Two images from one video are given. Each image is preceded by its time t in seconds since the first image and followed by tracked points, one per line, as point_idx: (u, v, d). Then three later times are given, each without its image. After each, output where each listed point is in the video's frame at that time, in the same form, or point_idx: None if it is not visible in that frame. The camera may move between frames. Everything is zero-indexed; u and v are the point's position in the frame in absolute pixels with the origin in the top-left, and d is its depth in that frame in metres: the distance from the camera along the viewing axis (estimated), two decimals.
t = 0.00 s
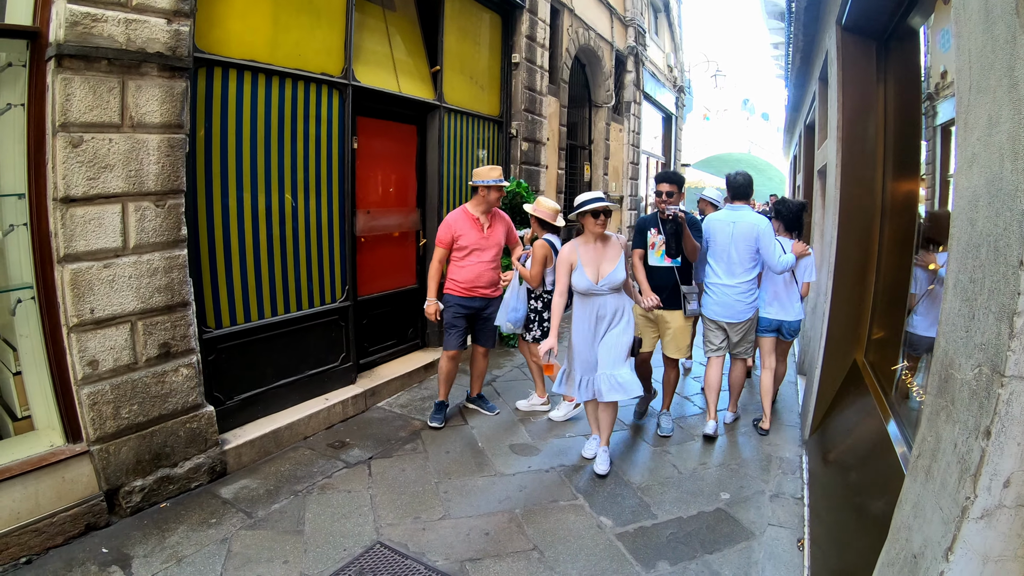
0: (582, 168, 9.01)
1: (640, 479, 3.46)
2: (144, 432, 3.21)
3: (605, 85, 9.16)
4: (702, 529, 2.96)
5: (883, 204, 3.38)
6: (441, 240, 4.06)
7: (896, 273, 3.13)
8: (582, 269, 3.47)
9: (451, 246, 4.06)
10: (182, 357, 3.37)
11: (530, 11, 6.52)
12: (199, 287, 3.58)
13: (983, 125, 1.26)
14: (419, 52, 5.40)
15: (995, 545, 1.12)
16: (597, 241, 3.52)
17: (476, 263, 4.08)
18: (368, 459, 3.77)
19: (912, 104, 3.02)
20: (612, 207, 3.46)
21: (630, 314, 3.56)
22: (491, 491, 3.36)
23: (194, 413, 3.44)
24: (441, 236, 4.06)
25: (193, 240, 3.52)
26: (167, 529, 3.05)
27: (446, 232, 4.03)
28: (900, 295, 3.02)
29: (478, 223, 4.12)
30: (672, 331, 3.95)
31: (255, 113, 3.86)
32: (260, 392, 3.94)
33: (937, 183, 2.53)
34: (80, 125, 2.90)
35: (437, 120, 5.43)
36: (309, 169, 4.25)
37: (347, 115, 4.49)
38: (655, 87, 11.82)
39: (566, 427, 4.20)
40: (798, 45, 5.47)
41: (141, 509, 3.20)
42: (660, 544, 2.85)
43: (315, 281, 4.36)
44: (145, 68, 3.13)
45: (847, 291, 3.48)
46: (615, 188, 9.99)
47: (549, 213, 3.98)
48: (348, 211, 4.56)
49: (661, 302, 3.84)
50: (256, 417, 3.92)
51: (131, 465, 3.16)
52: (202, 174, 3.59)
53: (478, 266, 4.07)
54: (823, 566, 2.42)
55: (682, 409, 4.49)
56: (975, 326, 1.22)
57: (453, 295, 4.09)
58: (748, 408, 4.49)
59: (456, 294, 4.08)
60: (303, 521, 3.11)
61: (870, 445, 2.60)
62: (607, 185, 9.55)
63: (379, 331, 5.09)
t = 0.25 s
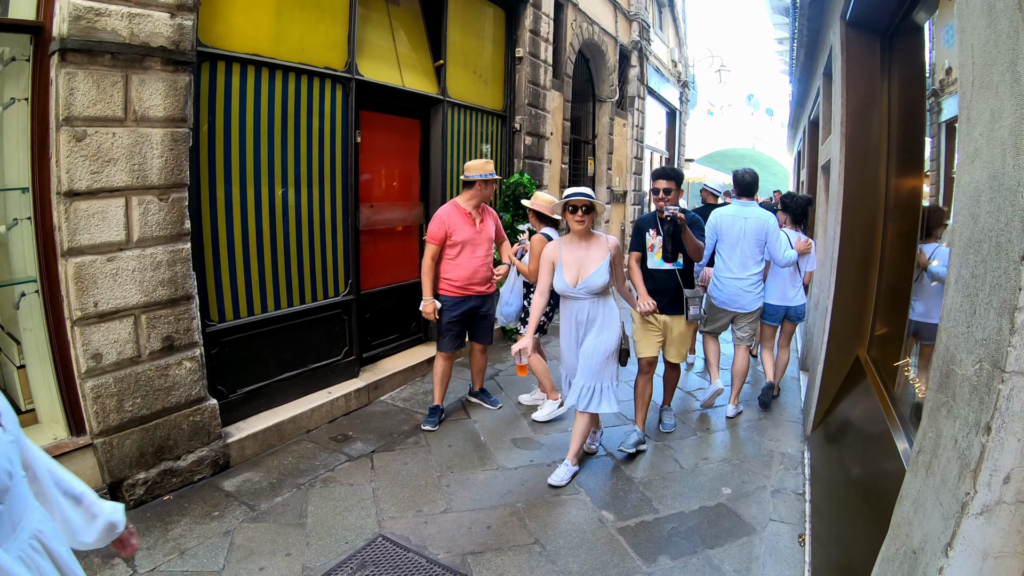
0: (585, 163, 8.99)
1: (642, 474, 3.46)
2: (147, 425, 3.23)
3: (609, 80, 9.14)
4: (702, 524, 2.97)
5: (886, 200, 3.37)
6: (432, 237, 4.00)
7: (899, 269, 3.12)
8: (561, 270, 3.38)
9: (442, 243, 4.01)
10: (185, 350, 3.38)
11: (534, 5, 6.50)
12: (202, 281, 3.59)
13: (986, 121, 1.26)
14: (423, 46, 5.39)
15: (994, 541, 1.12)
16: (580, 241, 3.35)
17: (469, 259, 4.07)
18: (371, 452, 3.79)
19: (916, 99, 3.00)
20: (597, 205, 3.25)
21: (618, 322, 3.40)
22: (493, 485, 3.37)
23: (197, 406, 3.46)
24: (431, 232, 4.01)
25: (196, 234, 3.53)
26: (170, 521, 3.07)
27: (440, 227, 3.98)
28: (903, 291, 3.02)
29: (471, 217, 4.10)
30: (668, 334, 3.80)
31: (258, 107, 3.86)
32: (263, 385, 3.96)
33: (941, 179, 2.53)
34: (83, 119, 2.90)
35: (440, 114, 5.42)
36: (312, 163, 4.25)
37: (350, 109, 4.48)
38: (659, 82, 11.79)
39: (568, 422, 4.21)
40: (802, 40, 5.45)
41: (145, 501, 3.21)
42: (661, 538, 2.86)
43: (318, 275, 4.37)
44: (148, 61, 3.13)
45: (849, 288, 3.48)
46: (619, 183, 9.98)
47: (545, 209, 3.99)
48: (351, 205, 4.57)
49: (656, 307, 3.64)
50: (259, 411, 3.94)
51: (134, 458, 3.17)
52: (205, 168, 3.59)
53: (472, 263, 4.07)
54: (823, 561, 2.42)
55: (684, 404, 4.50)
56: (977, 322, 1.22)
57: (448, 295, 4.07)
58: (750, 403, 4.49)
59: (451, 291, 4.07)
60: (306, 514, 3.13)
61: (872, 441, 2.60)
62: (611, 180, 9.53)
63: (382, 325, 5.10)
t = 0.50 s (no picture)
0: (588, 160, 8.99)
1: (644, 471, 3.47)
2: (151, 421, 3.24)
3: (611, 76, 9.13)
4: (703, 521, 2.98)
5: (888, 197, 3.36)
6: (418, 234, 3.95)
7: (901, 266, 3.11)
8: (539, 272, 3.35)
9: (428, 240, 3.96)
10: (188, 347, 3.39)
11: (536, 2, 6.49)
12: (205, 278, 3.61)
13: (986, 119, 1.25)
14: (425, 43, 5.38)
15: (993, 539, 1.13)
16: (557, 243, 3.30)
17: (455, 257, 4.07)
18: (373, 449, 3.80)
19: (918, 96, 2.99)
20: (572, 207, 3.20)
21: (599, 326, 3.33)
22: (495, 481, 3.38)
23: (200, 403, 3.47)
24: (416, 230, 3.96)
25: (199, 232, 3.54)
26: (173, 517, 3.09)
27: (429, 223, 3.94)
28: (906, 288, 3.01)
29: (458, 214, 4.10)
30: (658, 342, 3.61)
31: (260, 105, 3.87)
32: (266, 382, 3.97)
33: (944, 176, 2.52)
34: (86, 117, 2.91)
35: (442, 111, 5.42)
36: (314, 161, 4.26)
37: (352, 106, 4.48)
38: (662, 79, 11.76)
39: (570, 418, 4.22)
40: (805, 36, 5.43)
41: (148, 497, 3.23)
42: (662, 535, 2.87)
43: (321, 272, 4.38)
44: (151, 60, 3.14)
45: (852, 285, 3.47)
46: (621, 180, 9.97)
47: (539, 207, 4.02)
48: (354, 203, 4.57)
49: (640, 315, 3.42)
50: (262, 407, 3.95)
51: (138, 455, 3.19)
52: (208, 166, 3.60)
53: (459, 261, 4.07)
54: (824, 558, 2.43)
55: (686, 401, 4.50)
56: (977, 319, 1.22)
57: (438, 294, 4.07)
58: (752, 400, 4.49)
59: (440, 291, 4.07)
60: (309, 510, 3.14)
61: (874, 438, 2.60)
62: (613, 177, 9.53)
63: (385, 322, 5.11)
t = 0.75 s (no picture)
0: (592, 158, 8.98)
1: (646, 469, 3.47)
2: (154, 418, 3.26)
3: (615, 75, 9.12)
4: (705, 519, 2.97)
5: (892, 196, 3.34)
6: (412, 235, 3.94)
7: (905, 265, 3.10)
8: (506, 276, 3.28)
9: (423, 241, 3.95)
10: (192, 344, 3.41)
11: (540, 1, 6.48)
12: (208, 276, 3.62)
13: (987, 116, 1.25)
14: (428, 41, 5.38)
15: (993, 538, 1.12)
16: (522, 245, 3.20)
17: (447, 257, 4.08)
18: (375, 446, 3.81)
19: (922, 93, 2.98)
20: (528, 209, 3.08)
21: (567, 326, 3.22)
22: (497, 479, 3.38)
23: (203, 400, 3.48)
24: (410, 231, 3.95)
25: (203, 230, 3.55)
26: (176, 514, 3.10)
27: (424, 222, 3.94)
28: (909, 287, 3.00)
29: (451, 213, 4.10)
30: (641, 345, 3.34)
31: (263, 103, 3.88)
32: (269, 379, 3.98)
33: (949, 173, 2.50)
34: (90, 115, 2.93)
35: (446, 109, 5.42)
36: (318, 159, 4.27)
37: (355, 105, 4.49)
38: (666, 78, 11.73)
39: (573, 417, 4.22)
40: (810, 34, 5.41)
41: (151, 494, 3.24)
42: (664, 533, 2.86)
43: (324, 271, 4.39)
44: (154, 58, 3.15)
45: (856, 284, 3.46)
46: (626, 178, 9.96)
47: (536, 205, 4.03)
48: (357, 201, 4.58)
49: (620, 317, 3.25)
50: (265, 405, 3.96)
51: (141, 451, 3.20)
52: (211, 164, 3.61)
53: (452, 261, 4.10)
54: (826, 558, 2.42)
55: (689, 399, 4.50)
56: (978, 316, 1.21)
57: (435, 295, 4.08)
58: (755, 399, 4.48)
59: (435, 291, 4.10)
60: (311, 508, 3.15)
61: (877, 438, 2.59)
62: (617, 176, 9.51)
63: (388, 320, 5.12)
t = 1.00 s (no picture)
0: (594, 159, 8.98)
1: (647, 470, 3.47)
2: (157, 418, 3.27)
3: (618, 76, 9.13)
4: (707, 520, 2.98)
5: (894, 198, 3.34)
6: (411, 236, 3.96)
7: (907, 267, 3.10)
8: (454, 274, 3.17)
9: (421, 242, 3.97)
10: (194, 344, 3.42)
11: (544, 2, 6.49)
12: (211, 276, 3.63)
13: (988, 119, 1.25)
14: (431, 42, 5.39)
15: (993, 539, 1.12)
16: (470, 241, 3.09)
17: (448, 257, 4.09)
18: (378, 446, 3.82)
19: (924, 95, 2.98)
20: (471, 203, 2.99)
21: (510, 332, 3.14)
22: (499, 479, 3.39)
23: (206, 399, 3.50)
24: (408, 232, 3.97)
25: (206, 230, 3.56)
26: (178, 513, 3.12)
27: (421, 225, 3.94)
28: (911, 289, 3.00)
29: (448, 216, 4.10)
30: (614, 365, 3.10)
31: (266, 104, 3.89)
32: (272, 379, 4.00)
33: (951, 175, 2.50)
34: (94, 115, 2.94)
35: (449, 110, 5.43)
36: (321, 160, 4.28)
37: (358, 105, 4.50)
38: (669, 79, 11.74)
39: (574, 417, 4.22)
40: (812, 36, 5.41)
41: (154, 494, 3.26)
42: (665, 534, 2.87)
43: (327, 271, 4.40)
44: (158, 58, 3.16)
45: (857, 286, 3.46)
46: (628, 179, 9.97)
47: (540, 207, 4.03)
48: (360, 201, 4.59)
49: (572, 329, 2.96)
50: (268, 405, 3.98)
51: (144, 451, 3.22)
52: (215, 165, 3.63)
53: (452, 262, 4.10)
54: (827, 559, 2.42)
55: (691, 400, 4.50)
56: (977, 319, 1.22)
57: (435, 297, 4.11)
58: (757, 400, 4.49)
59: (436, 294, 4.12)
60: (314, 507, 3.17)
61: (879, 439, 2.59)
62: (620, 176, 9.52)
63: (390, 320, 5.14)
